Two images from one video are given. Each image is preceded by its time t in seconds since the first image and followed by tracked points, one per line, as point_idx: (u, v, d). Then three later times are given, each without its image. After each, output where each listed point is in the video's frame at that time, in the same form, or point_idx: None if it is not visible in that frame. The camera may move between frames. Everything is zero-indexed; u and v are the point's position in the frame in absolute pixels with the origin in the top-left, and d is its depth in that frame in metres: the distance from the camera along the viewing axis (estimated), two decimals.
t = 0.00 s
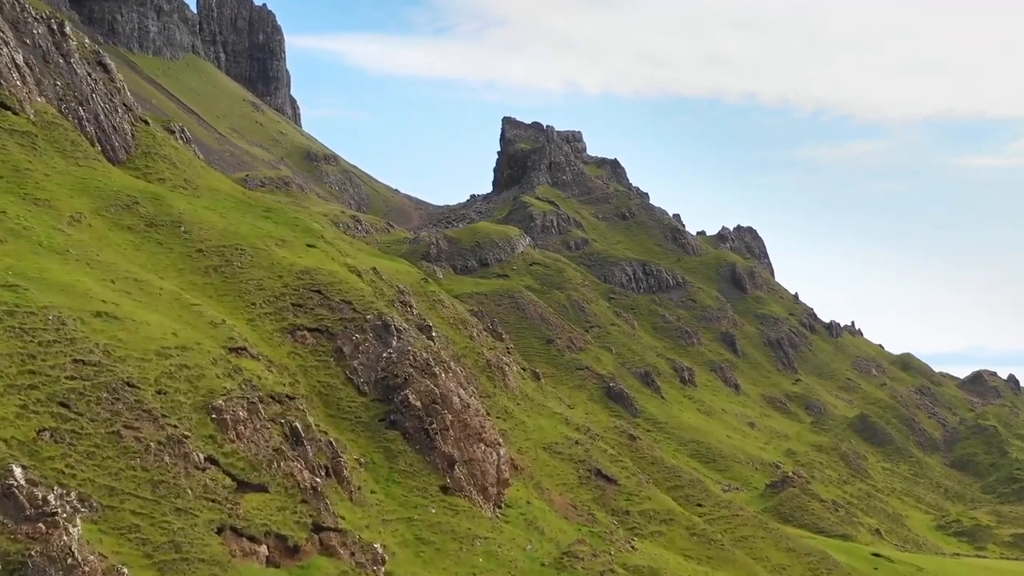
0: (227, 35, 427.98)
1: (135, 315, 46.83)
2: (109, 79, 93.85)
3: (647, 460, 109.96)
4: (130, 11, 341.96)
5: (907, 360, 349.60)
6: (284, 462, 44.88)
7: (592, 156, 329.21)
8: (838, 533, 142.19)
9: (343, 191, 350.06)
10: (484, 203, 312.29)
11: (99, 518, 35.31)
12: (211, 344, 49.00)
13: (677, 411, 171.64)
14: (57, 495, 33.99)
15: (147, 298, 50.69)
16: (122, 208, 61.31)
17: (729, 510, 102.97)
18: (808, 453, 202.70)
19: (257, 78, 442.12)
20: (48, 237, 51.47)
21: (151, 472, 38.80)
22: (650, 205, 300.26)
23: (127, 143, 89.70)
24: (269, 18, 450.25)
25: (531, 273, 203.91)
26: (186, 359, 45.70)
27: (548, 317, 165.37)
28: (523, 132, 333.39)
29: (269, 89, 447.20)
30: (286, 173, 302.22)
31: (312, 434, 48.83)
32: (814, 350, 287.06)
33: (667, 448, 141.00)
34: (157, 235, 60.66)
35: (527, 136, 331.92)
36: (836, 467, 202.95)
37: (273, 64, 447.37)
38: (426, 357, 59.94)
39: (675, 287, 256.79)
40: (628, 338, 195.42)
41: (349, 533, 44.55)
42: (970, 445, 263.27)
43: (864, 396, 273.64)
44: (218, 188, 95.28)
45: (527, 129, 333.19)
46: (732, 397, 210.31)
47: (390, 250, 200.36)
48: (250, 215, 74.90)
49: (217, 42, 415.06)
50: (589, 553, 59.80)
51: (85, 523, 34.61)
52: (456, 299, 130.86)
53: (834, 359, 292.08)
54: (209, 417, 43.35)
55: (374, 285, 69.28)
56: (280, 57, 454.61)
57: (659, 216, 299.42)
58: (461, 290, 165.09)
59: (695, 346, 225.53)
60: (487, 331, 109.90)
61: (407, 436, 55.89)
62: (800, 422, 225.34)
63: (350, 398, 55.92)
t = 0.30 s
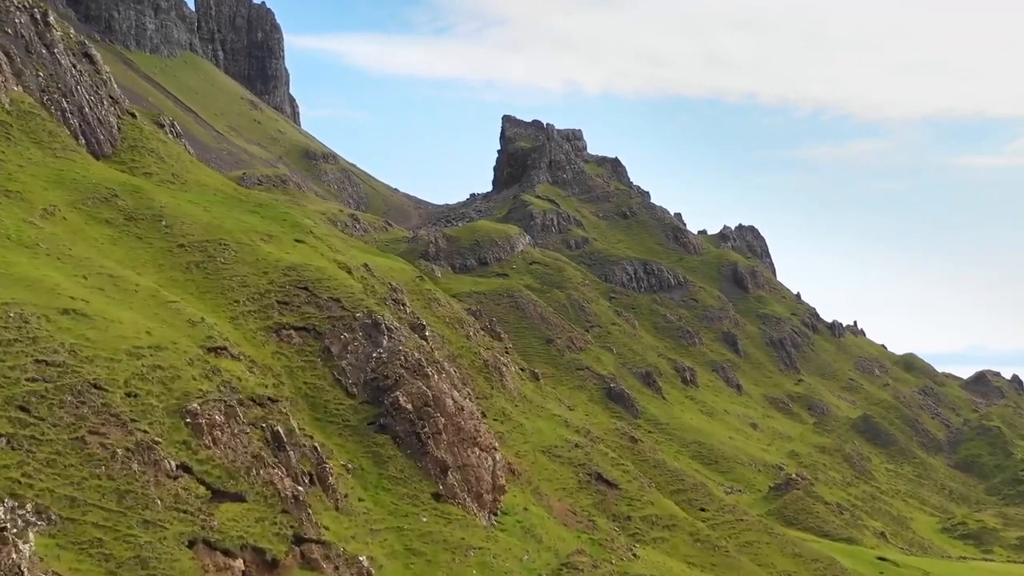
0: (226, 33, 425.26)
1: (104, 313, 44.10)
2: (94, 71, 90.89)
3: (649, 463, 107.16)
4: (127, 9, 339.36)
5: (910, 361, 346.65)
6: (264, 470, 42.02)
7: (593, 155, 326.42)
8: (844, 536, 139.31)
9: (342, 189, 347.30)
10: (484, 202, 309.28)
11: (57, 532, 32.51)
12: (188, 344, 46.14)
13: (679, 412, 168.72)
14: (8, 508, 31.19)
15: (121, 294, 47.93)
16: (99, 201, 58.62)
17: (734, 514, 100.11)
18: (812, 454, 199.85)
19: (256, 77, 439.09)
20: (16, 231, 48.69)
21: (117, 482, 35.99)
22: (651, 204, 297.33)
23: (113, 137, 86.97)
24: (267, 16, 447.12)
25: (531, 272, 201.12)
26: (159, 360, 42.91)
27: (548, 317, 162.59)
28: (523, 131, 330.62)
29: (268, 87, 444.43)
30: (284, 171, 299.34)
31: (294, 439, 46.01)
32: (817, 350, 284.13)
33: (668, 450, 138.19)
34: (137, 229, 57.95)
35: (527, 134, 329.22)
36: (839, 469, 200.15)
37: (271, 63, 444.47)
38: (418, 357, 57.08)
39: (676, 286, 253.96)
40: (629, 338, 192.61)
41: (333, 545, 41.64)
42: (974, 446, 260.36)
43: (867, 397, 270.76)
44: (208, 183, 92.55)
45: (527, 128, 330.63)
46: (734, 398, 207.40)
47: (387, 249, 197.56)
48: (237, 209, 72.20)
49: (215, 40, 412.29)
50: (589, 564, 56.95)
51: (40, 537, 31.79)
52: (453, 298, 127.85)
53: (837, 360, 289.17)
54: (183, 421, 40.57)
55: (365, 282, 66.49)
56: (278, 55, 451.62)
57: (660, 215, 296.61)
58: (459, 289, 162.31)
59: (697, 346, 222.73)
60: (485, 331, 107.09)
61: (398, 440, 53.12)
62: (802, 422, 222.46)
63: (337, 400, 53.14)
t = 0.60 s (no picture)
0: (225, 31, 422.42)
1: (70, 311, 41.44)
2: (80, 62, 88.14)
3: (650, 466, 104.35)
4: (124, 6, 336.64)
5: (912, 361, 343.68)
6: (241, 478, 39.20)
7: (593, 153, 323.47)
8: (849, 540, 136.48)
9: (340, 188, 344.64)
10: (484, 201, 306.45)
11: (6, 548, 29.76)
12: (161, 343, 43.41)
13: (680, 413, 165.83)
14: None
15: (91, 291, 45.29)
16: (75, 194, 56.02)
17: (737, 519, 97.18)
18: (815, 456, 197.05)
19: (254, 75, 435.85)
20: None
21: (76, 493, 33.20)
22: (652, 203, 294.40)
23: (97, 130, 84.28)
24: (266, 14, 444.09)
25: (530, 271, 198.31)
26: (128, 361, 40.20)
27: (548, 316, 159.78)
28: (523, 129, 327.78)
29: (266, 86, 441.58)
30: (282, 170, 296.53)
31: (275, 445, 43.21)
32: (819, 350, 281.23)
33: (670, 452, 135.41)
34: (114, 223, 55.33)
35: (527, 133, 326.39)
36: (843, 471, 197.27)
37: (269, 61, 441.56)
38: (410, 358, 54.20)
39: (677, 286, 251.12)
40: (629, 338, 189.84)
41: (314, 559, 38.70)
42: (978, 447, 257.48)
43: (870, 397, 267.79)
44: (196, 178, 89.79)
45: (526, 126, 327.88)
46: (736, 398, 204.65)
47: (386, 247, 194.65)
48: (223, 203, 69.47)
49: (213, 38, 409.40)
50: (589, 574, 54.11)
51: None
52: (450, 297, 124.87)
53: (839, 360, 286.24)
54: (152, 426, 37.86)
55: (355, 279, 63.70)
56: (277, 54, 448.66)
57: (661, 214, 293.73)
58: (458, 288, 159.32)
59: (698, 346, 219.92)
60: (481, 330, 104.25)
61: (387, 445, 50.30)
62: (805, 423, 219.67)
63: (323, 403, 50.32)
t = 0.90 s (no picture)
0: (223, 30, 419.73)
1: (32, 311, 38.84)
2: (63, 53, 85.21)
3: (652, 469, 101.49)
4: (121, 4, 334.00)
5: (916, 361, 340.63)
6: (214, 487, 36.32)
7: (594, 152, 320.62)
8: (854, 544, 133.57)
9: (339, 187, 342.08)
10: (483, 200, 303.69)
11: None
12: (130, 343, 40.74)
13: (682, 414, 162.94)
14: None
15: (57, 288, 42.70)
16: (48, 187, 53.45)
17: (742, 524, 94.23)
18: (819, 457, 194.19)
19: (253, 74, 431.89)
20: None
21: (28, 506, 30.42)
22: (653, 202, 291.53)
23: (81, 122, 81.64)
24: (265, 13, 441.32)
25: (530, 271, 195.53)
26: (93, 363, 37.58)
27: (547, 316, 157.03)
28: (523, 128, 325.08)
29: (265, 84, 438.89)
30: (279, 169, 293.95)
31: (253, 452, 40.34)
32: (822, 351, 278.32)
33: (672, 454, 132.64)
34: (88, 217, 52.75)
35: (526, 131, 323.64)
36: (847, 473, 194.31)
37: (268, 60, 438.80)
38: (400, 358, 51.30)
39: (679, 285, 248.35)
40: (630, 338, 187.02)
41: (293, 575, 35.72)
42: (983, 448, 254.50)
43: (873, 398, 264.79)
44: (185, 172, 87.09)
45: (527, 125, 325.16)
46: (738, 399, 201.87)
47: (383, 246, 191.87)
48: (207, 197, 66.75)
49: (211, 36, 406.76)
50: None
51: None
52: (447, 297, 121.96)
53: (842, 360, 283.28)
54: (117, 433, 35.13)
55: (343, 276, 60.90)
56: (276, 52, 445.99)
57: (662, 213, 290.82)
58: (456, 287, 156.50)
59: (700, 346, 217.18)
60: (479, 330, 101.40)
61: (375, 451, 47.44)
62: (808, 424, 216.83)
63: (306, 406, 47.51)
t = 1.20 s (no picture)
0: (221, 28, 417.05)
1: None
2: (46, 44, 82.46)
3: (653, 473, 98.61)
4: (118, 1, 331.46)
5: (919, 362, 337.55)
6: (182, 498, 33.52)
7: (594, 151, 317.86)
8: (860, 548, 130.59)
9: (337, 185, 339.35)
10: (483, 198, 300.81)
11: None
12: (96, 342, 38.06)
13: (684, 415, 160.07)
14: None
15: (21, 284, 40.11)
16: (18, 178, 50.88)
17: (746, 530, 91.26)
18: (822, 459, 191.23)
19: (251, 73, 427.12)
20: None
21: None
22: (654, 201, 288.63)
23: (63, 114, 78.85)
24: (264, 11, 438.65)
25: (529, 270, 192.80)
26: (53, 364, 34.94)
27: (546, 315, 154.30)
28: (522, 126, 322.43)
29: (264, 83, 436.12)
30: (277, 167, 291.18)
31: (228, 459, 37.52)
32: (824, 351, 275.42)
33: (673, 456, 129.85)
34: (61, 209, 50.18)
35: (526, 130, 320.95)
36: (850, 474, 191.35)
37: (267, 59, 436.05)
38: (389, 359, 48.42)
39: (680, 285, 245.64)
40: (631, 338, 184.20)
41: None
42: (987, 450, 251.47)
43: (876, 398, 261.80)
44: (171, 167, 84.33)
45: (526, 123, 322.49)
46: (740, 400, 199.09)
47: (381, 245, 189.02)
48: (190, 190, 64.06)
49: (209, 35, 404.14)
50: None
51: None
52: (443, 296, 119.09)
53: (845, 361, 280.37)
54: (76, 439, 32.45)
55: (331, 273, 58.14)
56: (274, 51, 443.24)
57: (663, 212, 287.98)
58: (454, 286, 153.63)
59: (701, 346, 214.48)
60: (476, 329, 98.53)
61: (362, 457, 44.60)
62: (811, 425, 213.95)
63: (288, 409, 44.73)
